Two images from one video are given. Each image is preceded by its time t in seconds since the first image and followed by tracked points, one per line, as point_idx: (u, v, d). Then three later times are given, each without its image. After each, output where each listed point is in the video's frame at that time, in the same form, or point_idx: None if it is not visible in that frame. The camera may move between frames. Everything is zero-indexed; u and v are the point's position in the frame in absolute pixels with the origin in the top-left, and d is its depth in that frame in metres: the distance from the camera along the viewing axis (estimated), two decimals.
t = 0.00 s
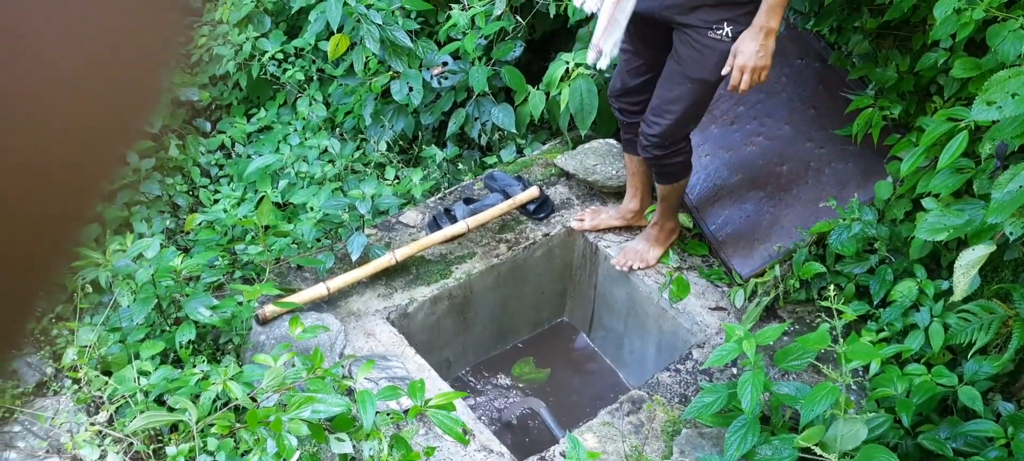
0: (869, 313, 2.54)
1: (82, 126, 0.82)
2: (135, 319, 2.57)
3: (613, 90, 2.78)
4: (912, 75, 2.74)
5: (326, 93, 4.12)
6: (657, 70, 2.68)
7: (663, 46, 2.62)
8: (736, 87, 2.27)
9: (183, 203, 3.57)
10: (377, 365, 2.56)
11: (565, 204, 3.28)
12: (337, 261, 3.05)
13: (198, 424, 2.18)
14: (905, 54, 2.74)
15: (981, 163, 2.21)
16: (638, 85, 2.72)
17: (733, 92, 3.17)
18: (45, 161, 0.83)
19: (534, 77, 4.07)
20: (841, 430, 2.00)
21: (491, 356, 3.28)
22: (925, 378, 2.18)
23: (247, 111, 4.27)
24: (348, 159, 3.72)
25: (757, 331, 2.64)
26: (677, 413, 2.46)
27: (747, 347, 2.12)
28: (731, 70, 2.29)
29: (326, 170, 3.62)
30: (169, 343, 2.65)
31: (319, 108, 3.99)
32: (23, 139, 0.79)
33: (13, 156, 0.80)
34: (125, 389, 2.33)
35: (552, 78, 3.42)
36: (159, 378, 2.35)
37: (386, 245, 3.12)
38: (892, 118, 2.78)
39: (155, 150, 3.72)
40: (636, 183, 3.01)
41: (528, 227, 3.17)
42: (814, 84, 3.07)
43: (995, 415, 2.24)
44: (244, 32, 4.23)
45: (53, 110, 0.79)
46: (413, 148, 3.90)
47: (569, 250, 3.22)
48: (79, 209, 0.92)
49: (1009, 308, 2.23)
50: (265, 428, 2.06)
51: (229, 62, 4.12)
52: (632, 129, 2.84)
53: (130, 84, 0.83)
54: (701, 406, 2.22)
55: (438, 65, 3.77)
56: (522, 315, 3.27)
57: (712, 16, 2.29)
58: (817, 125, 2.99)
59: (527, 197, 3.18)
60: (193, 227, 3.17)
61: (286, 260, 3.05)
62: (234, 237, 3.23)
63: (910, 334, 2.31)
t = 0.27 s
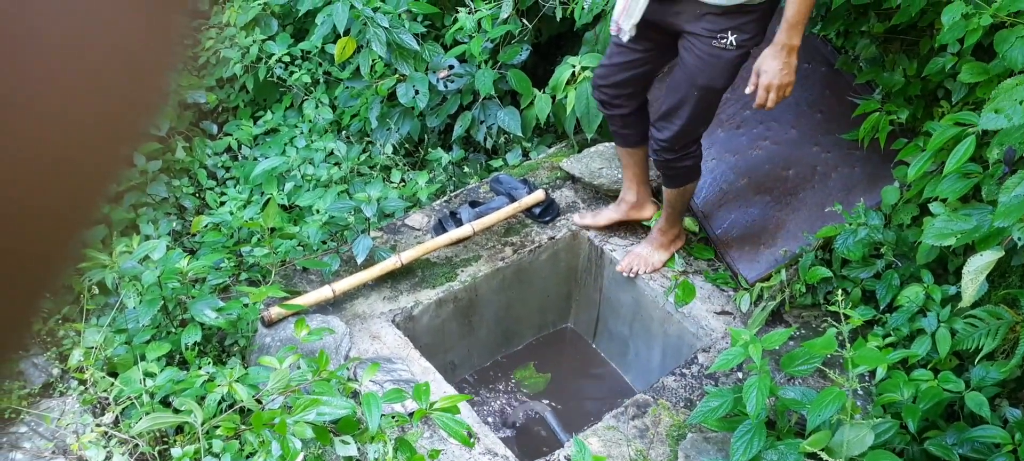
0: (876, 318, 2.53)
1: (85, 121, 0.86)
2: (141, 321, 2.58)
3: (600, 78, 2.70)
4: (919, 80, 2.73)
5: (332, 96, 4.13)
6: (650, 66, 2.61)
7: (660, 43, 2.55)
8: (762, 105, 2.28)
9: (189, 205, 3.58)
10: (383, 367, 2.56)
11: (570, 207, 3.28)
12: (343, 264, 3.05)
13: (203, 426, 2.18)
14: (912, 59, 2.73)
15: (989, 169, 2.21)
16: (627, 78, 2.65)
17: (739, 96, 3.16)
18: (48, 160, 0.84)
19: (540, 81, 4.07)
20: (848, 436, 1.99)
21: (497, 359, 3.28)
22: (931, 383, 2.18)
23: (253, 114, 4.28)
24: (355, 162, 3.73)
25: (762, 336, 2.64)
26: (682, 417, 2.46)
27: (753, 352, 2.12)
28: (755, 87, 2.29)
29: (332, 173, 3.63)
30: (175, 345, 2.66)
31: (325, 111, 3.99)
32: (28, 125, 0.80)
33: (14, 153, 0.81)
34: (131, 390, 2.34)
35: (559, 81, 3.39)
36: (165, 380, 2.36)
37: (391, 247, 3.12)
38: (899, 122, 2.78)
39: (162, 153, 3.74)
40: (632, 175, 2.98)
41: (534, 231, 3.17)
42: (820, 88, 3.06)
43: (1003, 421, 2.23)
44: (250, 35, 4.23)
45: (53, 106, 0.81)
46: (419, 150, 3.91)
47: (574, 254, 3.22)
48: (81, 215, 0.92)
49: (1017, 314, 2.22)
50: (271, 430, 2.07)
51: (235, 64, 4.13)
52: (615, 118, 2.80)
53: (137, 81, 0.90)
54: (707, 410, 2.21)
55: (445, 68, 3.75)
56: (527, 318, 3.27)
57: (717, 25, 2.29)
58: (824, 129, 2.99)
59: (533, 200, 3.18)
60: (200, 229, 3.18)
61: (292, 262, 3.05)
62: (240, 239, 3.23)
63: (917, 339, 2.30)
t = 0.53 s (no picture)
0: (880, 322, 2.52)
1: (87, 122, 0.88)
2: (145, 322, 2.59)
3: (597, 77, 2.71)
4: (924, 84, 2.73)
5: (336, 99, 4.14)
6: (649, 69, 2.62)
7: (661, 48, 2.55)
8: (784, 110, 2.26)
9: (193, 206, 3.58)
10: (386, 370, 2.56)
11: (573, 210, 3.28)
12: (346, 266, 3.06)
13: (206, 427, 2.18)
14: (916, 63, 2.73)
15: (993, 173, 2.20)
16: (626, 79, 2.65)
17: (743, 100, 3.16)
18: (48, 160, 0.84)
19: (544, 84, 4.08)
20: (851, 440, 1.99)
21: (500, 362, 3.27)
22: (935, 388, 2.17)
23: (258, 116, 4.29)
24: (359, 164, 3.73)
25: (766, 339, 2.63)
26: (685, 421, 2.45)
27: (757, 355, 2.12)
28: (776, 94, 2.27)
29: (336, 175, 3.64)
30: (178, 346, 2.66)
31: (329, 113, 4.00)
32: (28, 124, 0.80)
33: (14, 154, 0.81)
34: (135, 391, 2.34)
35: (563, 84, 3.44)
36: (169, 381, 2.37)
37: (395, 250, 3.12)
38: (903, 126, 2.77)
39: (166, 154, 3.75)
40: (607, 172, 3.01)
41: (538, 234, 3.17)
42: (825, 92, 3.06)
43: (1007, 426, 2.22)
44: (255, 38, 4.24)
45: (53, 106, 0.82)
46: (423, 153, 3.91)
47: (578, 257, 3.22)
48: (82, 216, 0.95)
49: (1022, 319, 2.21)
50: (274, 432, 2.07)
51: (240, 67, 4.14)
52: (603, 114, 2.81)
53: (138, 81, 0.93)
54: (710, 414, 2.21)
55: (449, 71, 3.75)
56: (531, 321, 3.27)
57: (714, 32, 2.27)
58: (828, 133, 2.98)
59: (536, 204, 3.19)
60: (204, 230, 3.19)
61: (296, 264, 3.06)
62: (244, 241, 3.24)
63: (921, 343, 2.29)
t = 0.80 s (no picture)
0: (883, 325, 2.52)
1: (87, 122, 1.05)
2: (148, 323, 2.59)
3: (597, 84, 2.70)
4: (927, 87, 2.72)
5: (340, 101, 4.14)
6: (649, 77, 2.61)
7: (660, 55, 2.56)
8: (796, 112, 2.24)
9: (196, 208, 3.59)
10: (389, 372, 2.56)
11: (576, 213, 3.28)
12: (349, 268, 3.06)
13: (209, 428, 2.18)
14: (920, 65, 2.73)
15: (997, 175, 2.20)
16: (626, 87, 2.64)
17: (747, 102, 3.15)
18: (46, 159, 1.00)
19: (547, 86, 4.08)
20: (854, 443, 1.99)
21: (502, 364, 3.27)
22: (938, 391, 2.16)
23: (262, 118, 4.30)
24: (362, 166, 3.74)
25: (769, 342, 2.63)
26: (688, 424, 2.45)
27: (760, 357, 2.11)
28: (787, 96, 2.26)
29: (339, 177, 3.64)
30: (181, 347, 2.67)
31: (333, 115, 4.00)
32: (29, 124, 0.94)
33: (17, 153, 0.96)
34: (138, 392, 2.35)
35: (567, 87, 3.44)
36: (172, 382, 2.37)
37: (398, 252, 3.13)
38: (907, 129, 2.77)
39: (170, 156, 3.75)
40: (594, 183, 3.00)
41: (540, 236, 3.17)
42: (828, 94, 3.06)
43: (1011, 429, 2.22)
44: (259, 40, 4.25)
45: (53, 106, 0.97)
46: (426, 155, 3.92)
47: (581, 260, 3.22)
48: (80, 216, 1.12)
49: None
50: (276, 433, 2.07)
51: (244, 68, 4.15)
52: (602, 122, 2.80)
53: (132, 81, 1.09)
54: (713, 416, 2.21)
55: (452, 73, 3.79)
56: (533, 323, 3.27)
57: (711, 37, 2.29)
58: (832, 135, 2.98)
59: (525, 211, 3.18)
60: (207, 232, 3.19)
61: (299, 266, 3.06)
62: (247, 243, 3.24)
63: (924, 346, 2.29)
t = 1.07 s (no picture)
0: (887, 328, 2.52)
1: (53, 108, 1.30)
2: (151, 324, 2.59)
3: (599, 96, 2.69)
4: (932, 90, 2.72)
5: (343, 102, 4.14)
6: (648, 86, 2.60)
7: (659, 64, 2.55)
8: (774, 115, 2.24)
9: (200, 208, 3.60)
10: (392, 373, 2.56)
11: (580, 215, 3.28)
12: (353, 269, 3.06)
13: (213, 429, 2.19)
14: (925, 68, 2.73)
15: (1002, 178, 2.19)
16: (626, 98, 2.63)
17: (750, 104, 3.15)
18: (42, 159, 1.33)
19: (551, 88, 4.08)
20: (858, 446, 1.98)
21: (505, 365, 3.28)
22: (942, 394, 2.16)
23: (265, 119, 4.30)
24: (365, 167, 3.75)
25: (773, 344, 2.63)
26: (691, 426, 2.45)
27: (763, 360, 2.11)
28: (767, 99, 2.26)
29: (342, 178, 3.65)
30: (185, 348, 2.67)
31: (337, 117, 3.99)
32: (27, 123, 1.25)
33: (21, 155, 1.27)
34: (142, 393, 2.35)
35: (570, 89, 3.44)
36: (176, 383, 2.37)
37: (401, 253, 3.13)
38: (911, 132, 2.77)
39: (173, 157, 3.76)
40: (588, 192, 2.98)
41: (544, 237, 3.16)
42: (832, 97, 3.06)
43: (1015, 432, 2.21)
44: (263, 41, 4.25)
45: (48, 108, 1.29)
46: (430, 157, 3.93)
47: (584, 261, 3.22)
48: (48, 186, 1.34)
49: None
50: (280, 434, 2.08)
51: (248, 70, 4.15)
52: (602, 133, 2.78)
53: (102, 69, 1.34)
54: (717, 418, 2.20)
55: (456, 74, 3.78)
56: (537, 324, 3.27)
57: (703, 38, 2.28)
58: (836, 137, 2.98)
59: (511, 237, 3.09)
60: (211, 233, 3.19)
61: (302, 267, 3.06)
62: (250, 243, 3.25)
63: (929, 349, 2.29)
